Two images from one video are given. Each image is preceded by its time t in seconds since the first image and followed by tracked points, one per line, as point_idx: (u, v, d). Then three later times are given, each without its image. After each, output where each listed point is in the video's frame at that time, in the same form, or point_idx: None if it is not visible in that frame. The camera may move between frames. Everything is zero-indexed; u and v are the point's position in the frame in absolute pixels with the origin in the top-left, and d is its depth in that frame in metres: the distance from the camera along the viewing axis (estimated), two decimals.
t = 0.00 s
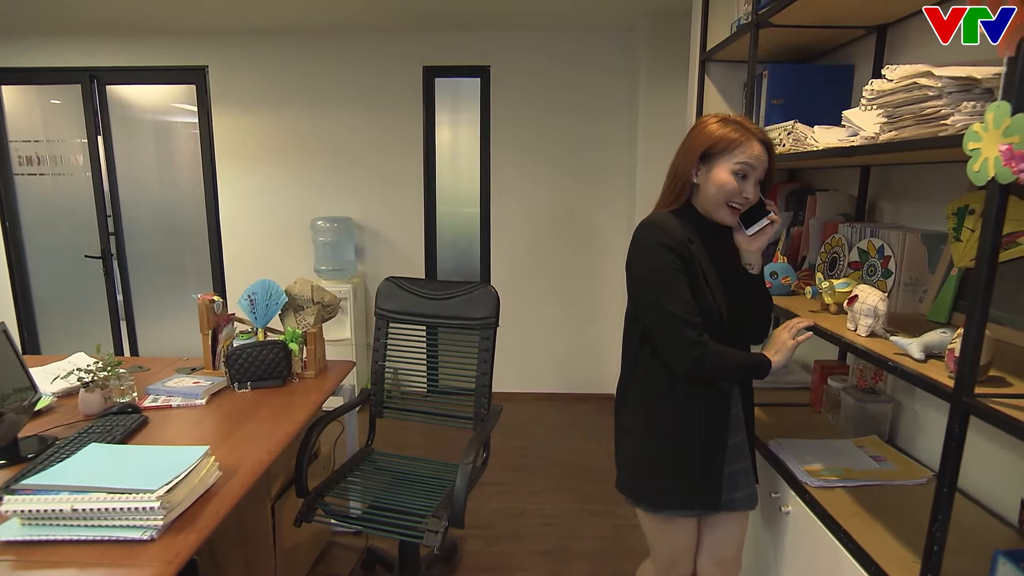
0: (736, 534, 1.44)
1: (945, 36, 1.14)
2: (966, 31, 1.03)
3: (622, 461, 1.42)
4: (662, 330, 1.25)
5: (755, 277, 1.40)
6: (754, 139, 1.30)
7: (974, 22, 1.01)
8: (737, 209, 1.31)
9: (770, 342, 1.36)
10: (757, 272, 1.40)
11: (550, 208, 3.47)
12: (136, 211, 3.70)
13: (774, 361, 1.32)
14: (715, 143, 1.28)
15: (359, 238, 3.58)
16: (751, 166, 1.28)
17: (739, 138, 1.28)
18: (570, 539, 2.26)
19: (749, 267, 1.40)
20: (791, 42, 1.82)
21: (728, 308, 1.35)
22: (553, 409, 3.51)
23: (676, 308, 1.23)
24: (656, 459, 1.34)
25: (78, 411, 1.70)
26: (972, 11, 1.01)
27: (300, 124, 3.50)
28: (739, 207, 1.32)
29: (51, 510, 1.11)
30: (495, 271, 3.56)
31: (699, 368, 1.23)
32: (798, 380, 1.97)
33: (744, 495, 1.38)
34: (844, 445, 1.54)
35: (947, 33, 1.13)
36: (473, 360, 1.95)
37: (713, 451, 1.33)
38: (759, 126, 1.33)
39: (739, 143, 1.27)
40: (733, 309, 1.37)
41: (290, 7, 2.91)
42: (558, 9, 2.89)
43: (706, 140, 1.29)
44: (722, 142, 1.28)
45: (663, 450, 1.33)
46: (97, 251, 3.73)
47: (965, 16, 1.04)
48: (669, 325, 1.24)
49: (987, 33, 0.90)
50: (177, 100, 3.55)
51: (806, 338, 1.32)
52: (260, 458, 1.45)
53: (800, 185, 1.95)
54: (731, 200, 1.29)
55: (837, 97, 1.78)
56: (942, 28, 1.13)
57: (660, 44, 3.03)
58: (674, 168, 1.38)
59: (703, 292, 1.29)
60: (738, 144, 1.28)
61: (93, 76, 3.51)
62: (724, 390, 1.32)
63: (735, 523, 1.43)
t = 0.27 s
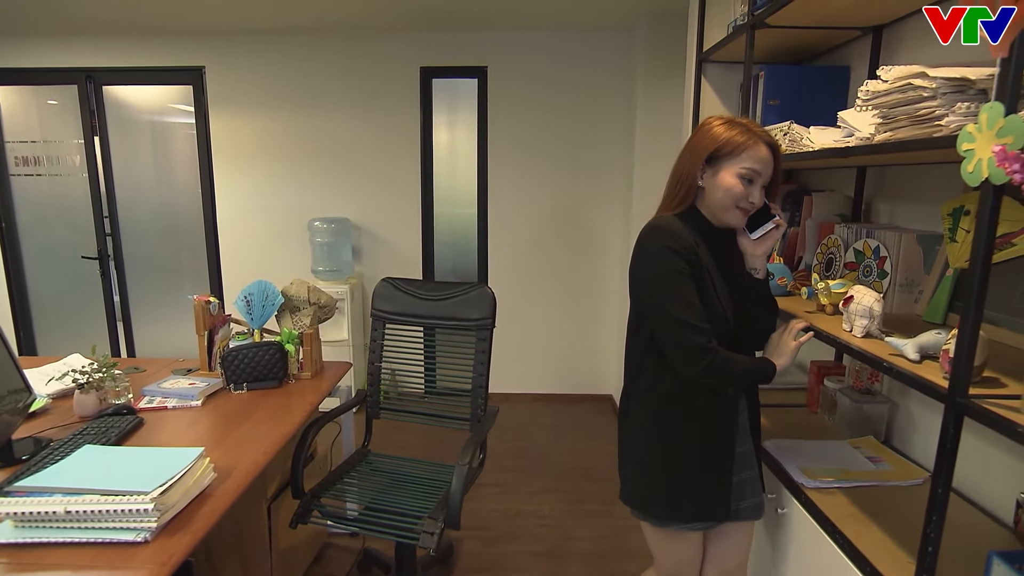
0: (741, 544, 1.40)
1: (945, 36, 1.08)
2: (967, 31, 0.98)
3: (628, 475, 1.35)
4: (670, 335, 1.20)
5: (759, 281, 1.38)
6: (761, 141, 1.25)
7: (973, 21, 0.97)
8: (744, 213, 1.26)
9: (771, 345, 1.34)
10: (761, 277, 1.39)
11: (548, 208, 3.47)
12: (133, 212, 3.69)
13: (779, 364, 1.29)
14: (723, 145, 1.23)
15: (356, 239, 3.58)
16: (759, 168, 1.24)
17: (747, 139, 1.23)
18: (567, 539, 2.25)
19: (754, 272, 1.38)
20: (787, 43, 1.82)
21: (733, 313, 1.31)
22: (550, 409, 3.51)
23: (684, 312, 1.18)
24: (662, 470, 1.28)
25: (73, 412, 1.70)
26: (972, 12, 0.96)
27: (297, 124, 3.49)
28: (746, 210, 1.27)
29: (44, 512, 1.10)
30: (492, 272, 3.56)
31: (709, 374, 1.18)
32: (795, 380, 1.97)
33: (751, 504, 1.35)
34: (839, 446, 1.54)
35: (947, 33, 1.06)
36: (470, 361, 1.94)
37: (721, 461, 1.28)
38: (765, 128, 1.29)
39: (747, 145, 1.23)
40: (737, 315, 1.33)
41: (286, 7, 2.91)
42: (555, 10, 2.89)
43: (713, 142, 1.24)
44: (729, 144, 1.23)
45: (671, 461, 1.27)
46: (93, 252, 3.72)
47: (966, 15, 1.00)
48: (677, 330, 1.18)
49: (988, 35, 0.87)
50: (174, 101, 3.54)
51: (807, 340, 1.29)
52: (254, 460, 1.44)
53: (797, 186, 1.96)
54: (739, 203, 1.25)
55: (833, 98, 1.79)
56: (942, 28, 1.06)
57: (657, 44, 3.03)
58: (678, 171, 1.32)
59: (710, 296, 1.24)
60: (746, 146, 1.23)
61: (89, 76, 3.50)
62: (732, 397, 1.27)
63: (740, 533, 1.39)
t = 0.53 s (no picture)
0: (739, 545, 1.40)
1: (945, 37, 1.08)
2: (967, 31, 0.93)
3: (628, 470, 1.35)
4: (672, 336, 1.17)
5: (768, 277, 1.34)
6: (773, 138, 1.21)
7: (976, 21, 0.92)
8: (755, 209, 1.22)
9: (770, 353, 1.31)
10: (769, 276, 1.35)
11: (545, 209, 3.46)
12: (130, 213, 3.68)
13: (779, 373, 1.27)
14: (734, 140, 1.19)
15: (353, 239, 3.58)
16: (771, 165, 1.19)
17: (759, 135, 1.19)
18: (565, 540, 2.25)
19: (762, 271, 1.34)
20: (783, 43, 1.82)
21: (742, 313, 1.28)
22: (548, 410, 3.51)
23: (689, 313, 1.15)
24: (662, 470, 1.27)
25: (68, 413, 1.69)
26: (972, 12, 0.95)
27: (294, 125, 3.49)
28: (757, 207, 1.22)
29: (37, 513, 1.10)
30: (490, 272, 3.55)
31: (710, 377, 1.15)
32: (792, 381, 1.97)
33: (755, 507, 1.33)
34: (836, 447, 1.54)
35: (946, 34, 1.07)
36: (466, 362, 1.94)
37: (723, 464, 1.26)
38: (776, 124, 1.25)
39: (759, 141, 1.19)
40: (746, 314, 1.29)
41: (283, 7, 2.90)
42: (553, 10, 2.88)
43: (724, 137, 1.20)
44: (741, 139, 1.19)
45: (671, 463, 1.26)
46: (90, 253, 3.72)
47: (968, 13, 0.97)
48: (679, 330, 1.16)
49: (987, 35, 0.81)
50: (170, 101, 3.54)
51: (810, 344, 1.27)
52: (250, 461, 1.44)
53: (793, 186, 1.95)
54: (750, 199, 1.20)
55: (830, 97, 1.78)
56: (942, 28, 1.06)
57: (654, 44, 3.03)
58: (687, 166, 1.27)
59: (719, 295, 1.21)
60: (759, 141, 1.19)
61: (85, 76, 3.49)
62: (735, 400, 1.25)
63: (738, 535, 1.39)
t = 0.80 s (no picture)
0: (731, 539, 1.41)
1: (945, 37, 1.03)
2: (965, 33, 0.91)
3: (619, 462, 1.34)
4: (667, 333, 1.16)
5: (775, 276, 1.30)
6: (789, 134, 1.16)
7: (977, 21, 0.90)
8: (766, 209, 1.18)
9: (774, 363, 1.26)
10: (777, 278, 1.30)
11: (543, 209, 3.46)
12: (127, 213, 3.67)
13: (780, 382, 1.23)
14: (748, 136, 1.14)
15: (350, 239, 3.57)
16: (785, 163, 1.15)
17: (774, 131, 1.14)
18: (562, 540, 2.25)
19: (771, 272, 1.30)
20: (780, 43, 1.82)
21: (744, 313, 1.25)
22: (546, 410, 3.51)
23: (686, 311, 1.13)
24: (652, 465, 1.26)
25: (64, 414, 1.69)
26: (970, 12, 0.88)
27: (291, 125, 3.48)
28: (768, 206, 1.18)
29: (31, 514, 1.09)
30: (487, 272, 3.55)
31: (701, 375, 1.15)
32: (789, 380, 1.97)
33: (744, 503, 1.33)
34: (833, 447, 1.53)
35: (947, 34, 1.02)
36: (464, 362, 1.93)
37: (715, 463, 1.25)
38: (793, 120, 1.19)
39: (774, 138, 1.14)
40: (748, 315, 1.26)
41: (279, 7, 2.90)
42: (550, 10, 2.88)
43: (738, 132, 1.15)
44: (755, 135, 1.14)
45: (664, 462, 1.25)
46: (86, 253, 3.71)
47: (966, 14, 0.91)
48: (674, 328, 1.15)
49: (987, 35, 0.80)
50: (168, 101, 3.53)
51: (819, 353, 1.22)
52: (245, 461, 1.43)
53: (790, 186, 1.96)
54: (762, 198, 1.16)
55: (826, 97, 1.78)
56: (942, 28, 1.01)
57: (652, 44, 3.03)
58: (699, 160, 1.23)
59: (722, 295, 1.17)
60: (774, 139, 1.14)
61: (82, 76, 3.48)
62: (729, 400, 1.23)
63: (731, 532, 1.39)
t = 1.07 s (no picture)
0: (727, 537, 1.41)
1: (945, 37, 0.99)
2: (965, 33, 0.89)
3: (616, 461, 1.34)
4: (662, 331, 1.16)
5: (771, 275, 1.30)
6: (792, 135, 1.16)
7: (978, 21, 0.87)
8: (764, 209, 1.17)
9: (781, 362, 1.23)
10: (770, 282, 1.30)
11: (540, 209, 3.47)
12: (123, 213, 3.66)
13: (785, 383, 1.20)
14: (751, 135, 1.14)
15: (348, 239, 3.57)
16: (786, 165, 1.14)
17: (777, 131, 1.14)
18: (559, 540, 2.25)
19: (765, 277, 1.29)
20: (777, 43, 1.82)
21: (743, 314, 1.23)
22: (543, 410, 3.51)
23: (681, 311, 1.13)
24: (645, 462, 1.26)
25: (59, 414, 1.68)
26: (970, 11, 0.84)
27: (289, 125, 3.48)
28: (766, 207, 1.18)
29: (26, 515, 1.09)
30: (485, 272, 3.55)
31: (696, 374, 1.15)
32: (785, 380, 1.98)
33: (735, 502, 1.34)
34: (829, 446, 1.54)
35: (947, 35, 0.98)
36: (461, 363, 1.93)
37: (708, 464, 1.25)
38: (798, 121, 1.19)
39: (776, 138, 1.13)
40: (747, 316, 1.25)
41: (276, 7, 2.89)
42: (547, 9, 2.88)
43: (740, 130, 1.15)
44: (757, 135, 1.14)
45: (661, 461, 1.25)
46: (82, 253, 3.69)
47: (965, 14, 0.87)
48: (667, 326, 1.15)
49: (987, 35, 0.80)
50: (164, 100, 3.52)
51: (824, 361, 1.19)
52: (241, 461, 1.43)
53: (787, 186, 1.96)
54: (760, 198, 1.15)
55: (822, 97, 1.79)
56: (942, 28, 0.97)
57: (649, 44, 3.03)
58: (701, 157, 1.23)
59: (720, 296, 1.16)
60: (776, 139, 1.13)
61: (78, 75, 3.47)
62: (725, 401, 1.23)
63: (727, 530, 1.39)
